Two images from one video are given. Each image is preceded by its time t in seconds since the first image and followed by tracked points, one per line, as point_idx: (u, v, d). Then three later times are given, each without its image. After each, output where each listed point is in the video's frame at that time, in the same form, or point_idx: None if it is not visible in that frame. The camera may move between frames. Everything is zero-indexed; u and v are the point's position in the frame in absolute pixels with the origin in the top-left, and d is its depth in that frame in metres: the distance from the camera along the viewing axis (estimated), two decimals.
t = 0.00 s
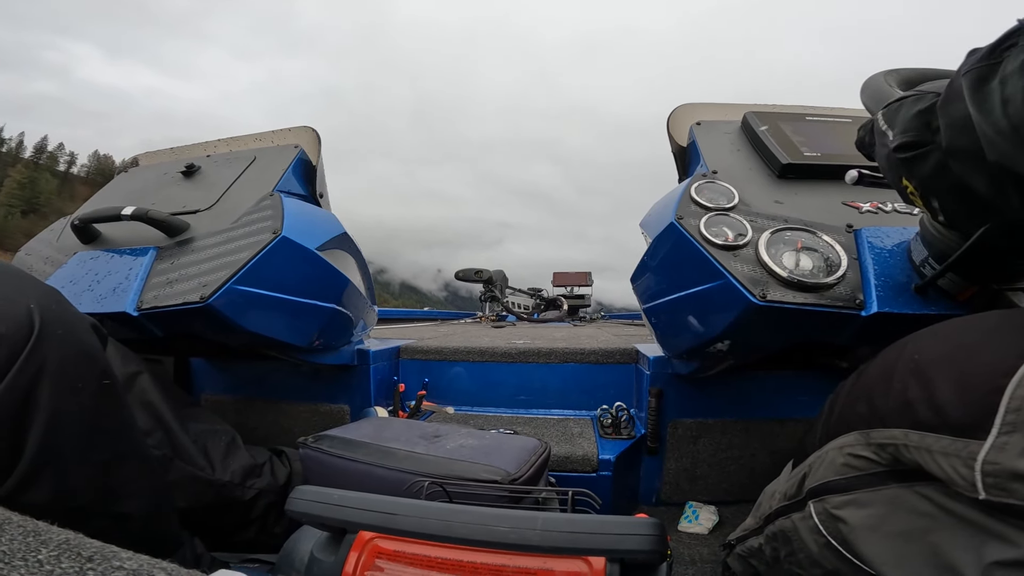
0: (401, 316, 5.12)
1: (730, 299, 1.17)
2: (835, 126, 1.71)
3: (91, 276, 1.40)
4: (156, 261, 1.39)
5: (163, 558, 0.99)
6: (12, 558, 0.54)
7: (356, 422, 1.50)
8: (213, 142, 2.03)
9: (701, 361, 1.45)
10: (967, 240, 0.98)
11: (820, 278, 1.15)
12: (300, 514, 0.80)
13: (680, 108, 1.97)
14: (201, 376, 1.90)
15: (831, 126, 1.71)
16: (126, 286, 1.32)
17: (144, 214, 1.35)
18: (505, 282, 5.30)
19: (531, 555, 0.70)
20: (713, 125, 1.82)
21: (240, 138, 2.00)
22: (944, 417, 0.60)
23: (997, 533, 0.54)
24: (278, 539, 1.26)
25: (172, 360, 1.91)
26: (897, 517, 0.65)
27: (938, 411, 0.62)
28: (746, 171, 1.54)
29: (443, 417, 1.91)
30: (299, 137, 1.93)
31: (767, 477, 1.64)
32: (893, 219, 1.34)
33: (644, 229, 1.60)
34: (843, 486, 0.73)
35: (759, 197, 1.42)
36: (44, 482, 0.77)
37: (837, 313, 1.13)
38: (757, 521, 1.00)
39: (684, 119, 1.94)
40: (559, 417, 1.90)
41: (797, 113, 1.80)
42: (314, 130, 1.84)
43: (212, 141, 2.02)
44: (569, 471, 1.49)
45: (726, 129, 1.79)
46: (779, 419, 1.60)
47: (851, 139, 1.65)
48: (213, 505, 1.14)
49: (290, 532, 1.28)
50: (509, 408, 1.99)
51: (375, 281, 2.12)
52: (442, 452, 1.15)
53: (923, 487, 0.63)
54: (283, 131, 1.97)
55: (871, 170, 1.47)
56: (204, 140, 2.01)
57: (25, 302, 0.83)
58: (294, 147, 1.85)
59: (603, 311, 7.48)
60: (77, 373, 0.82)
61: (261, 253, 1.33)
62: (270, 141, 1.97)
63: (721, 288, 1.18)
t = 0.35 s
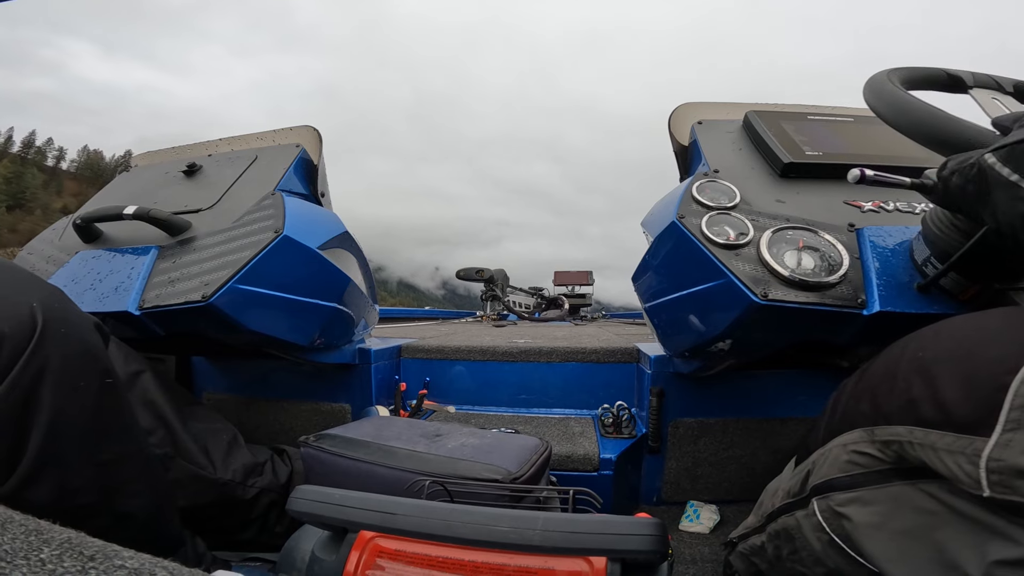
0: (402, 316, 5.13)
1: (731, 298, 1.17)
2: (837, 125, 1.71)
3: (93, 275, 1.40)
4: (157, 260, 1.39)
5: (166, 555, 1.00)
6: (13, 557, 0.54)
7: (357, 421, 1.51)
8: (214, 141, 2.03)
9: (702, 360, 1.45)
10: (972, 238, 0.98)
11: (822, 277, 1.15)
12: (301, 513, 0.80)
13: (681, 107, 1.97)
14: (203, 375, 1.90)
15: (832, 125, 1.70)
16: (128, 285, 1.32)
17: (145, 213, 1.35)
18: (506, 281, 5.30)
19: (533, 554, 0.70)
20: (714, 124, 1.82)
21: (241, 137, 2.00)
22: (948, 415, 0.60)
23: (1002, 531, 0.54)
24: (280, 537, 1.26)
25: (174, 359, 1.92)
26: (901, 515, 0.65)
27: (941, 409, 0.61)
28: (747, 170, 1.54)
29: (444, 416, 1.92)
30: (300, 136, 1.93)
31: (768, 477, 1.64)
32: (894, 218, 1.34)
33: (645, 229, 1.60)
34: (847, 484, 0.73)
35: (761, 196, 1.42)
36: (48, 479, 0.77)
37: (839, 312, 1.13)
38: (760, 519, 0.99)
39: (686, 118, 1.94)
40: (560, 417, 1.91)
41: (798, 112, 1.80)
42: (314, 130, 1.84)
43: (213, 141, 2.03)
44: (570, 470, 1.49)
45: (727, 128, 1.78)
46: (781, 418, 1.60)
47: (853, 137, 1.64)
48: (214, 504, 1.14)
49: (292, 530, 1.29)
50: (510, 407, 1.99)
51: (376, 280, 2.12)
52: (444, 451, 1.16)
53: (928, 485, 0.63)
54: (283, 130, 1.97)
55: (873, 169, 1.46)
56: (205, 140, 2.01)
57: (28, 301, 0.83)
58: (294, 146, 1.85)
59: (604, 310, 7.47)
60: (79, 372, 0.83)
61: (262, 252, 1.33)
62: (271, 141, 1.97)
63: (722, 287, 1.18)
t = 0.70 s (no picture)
0: (401, 317, 5.12)
1: (730, 296, 1.17)
2: (832, 122, 1.71)
3: (90, 279, 1.40)
4: (154, 263, 1.39)
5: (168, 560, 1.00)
6: (16, 562, 0.54)
7: (357, 423, 1.50)
8: (210, 144, 2.02)
9: (701, 358, 1.45)
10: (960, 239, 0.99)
11: (819, 274, 1.15)
12: (303, 516, 0.80)
13: (677, 106, 1.97)
14: (202, 378, 1.90)
15: (828, 122, 1.71)
16: (125, 289, 1.32)
17: (141, 217, 1.35)
18: (504, 281, 5.30)
19: (534, 554, 0.70)
20: (710, 122, 1.82)
21: (237, 140, 2.00)
22: (950, 410, 0.61)
23: (1004, 525, 0.55)
24: (282, 540, 1.26)
25: (173, 362, 1.91)
26: (904, 510, 0.65)
27: (943, 403, 0.62)
28: (744, 168, 1.54)
29: (444, 417, 1.92)
30: (296, 138, 1.93)
31: (769, 474, 1.65)
32: (890, 214, 1.34)
33: (643, 227, 1.60)
34: (850, 479, 0.73)
35: (757, 194, 1.43)
36: (48, 483, 0.77)
37: (837, 308, 1.13)
38: (762, 516, 1.00)
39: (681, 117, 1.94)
40: (560, 416, 1.91)
41: (794, 110, 1.80)
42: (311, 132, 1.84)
43: (209, 143, 2.02)
44: (571, 469, 1.49)
45: (723, 126, 1.79)
46: (781, 415, 1.60)
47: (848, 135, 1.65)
48: (215, 507, 1.14)
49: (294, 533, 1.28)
50: (510, 407, 1.99)
51: (374, 282, 2.11)
52: (444, 452, 1.16)
53: (930, 480, 0.63)
54: (279, 133, 1.96)
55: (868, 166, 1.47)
56: (201, 143, 2.01)
57: (26, 306, 0.83)
58: (291, 148, 1.85)
59: (603, 309, 7.48)
60: (79, 376, 0.82)
61: (260, 255, 1.33)
62: (268, 143, 1.97)
63: (720, 285, 1.19)
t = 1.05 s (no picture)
0: (399, 317, 5.11)
1: (728, 295, 1.17)
2: (828, 120, 1.72)
3: (87, 282, 1.39)
4: (152, 265, 1.39)
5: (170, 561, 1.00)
6: (16, 564, 0.54)
7: (357, 424, 1.50)
8: (206, 145, 2.02)
9: (700, 356, 1.45)
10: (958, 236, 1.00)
11: (817, 272, 1.16)
12: (303, 518, 0.80)
13: (674, 105, 1.98)
14: (201, 380, 1.89)
15: (824, 120, 1.72)
16: (122, 291, 1.32)
17: (138, 219, 1.34)
18: (502, 280, 5.30)
19: (535, 555, 0.70)
20: (707, 120, 1.83)
21: (233, 141, 2.00)
22: (949, 406, 0.61)
23: (1005, 522, 0.55)
24: (283, 541, 1.26)
25: (171, 364, 1.91)
26: (906, 506, 0.65)
27: (942, 399, 0.62)
28: (741, 167, 1.55)
29: (444, 417, 1.92)
30: (293, 139, 1.93)
31: (769, 472, 1.65)
32: (887, 212, 1.35)
33: (640, 226, 1.61)
34: (851, 477, 0.74)
35: (755, 192, 1.43)
36: (49, 485, 0.77)
37: (835, 306, 1.14)
38: (764, 514, 1.00)
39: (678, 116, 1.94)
40: (559, 415, 1.91)
41: (790, 108, 1.81)
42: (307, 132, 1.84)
43: (205, 144, 2.02)
44: (571, 469, 1.50)
45: (720, 125, 1.79)
46: (780, 413, 1.61)
47: (845, 132, 1.66)
48: (215, 509, 1.14)
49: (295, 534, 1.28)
50: (509, 406, 1.99)
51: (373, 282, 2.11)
52: (444, 452, 1.16)
53: (930, 476, 0.63)
54: (276, 133, 1.96)
55: (865, 164, 1.47)
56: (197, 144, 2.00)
57: (23, 308, 0.83)
58: (288, 148, 1.84)
59: (601, 308, 7.49)
60: (77, 379, 0.82)
61: (256, 256, 1.32)
62: (264, 144, 1.96)
63: (718, 283, 1.19)
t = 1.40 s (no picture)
0: (397, 315, 5.11)
1: (726, 294, 1.17)
2: (828, 120, 1.72)
3: (86, 280, 1.39)
4: (150, 263, 1.38)
5: (169, 560, 1.00)
6: (14, 563, 0.54)
7: (355, 422, 1.50)
8: (205, 143, 2.02)
9: (699, 355, 1.45)
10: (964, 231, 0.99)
11: (816, 271, 1.16)
12: (302, 517, 0.80)
13: (673, 104, 1.98)
14: (200, 379, 1.90)
15: (824, 120, 1.72)
16: (121, 289, 1.31)
17: (136, 217, 1.34)
18: (501, 279, 5.30)
19: (535, 555, 0.71)
20: (706, 119, 1.83)
21: (232, 139, 1.99)
22: (948, 408, 0.61)
23: (1003, 524, 0.55)
24: (282, 540, 1.26)
25: (170, 363, 1.91)
26: (904, 508, 0.66)
27: (942, 402, 0.62)
28: (741, 166, 1.54)
29: (442, 415, 1.92)
30: (292, 137, 1.93)
31: (767, 471, 1.65)
32: (886, 212, 1.35)
33: (640, 225, 1.60)
34: (850, 479, 0.74)
35: (754, 191, 1.43)
36: (48, 484, 0.77)
37: (834, 306, 1.14)
38: (762, 515, 1.01)
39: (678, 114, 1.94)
40: (558, 414, 1.91)
41: (790, 107, 1.81)
42: (307, 130, 1.84)
43: (204, 143, 2.01)
44: (569, 467, 1.50)
45: (720, 124, 1.79)
46: (778, 412, 1.61)
47: (845, 132, 1.66)
48: (214, 508, 1.14)
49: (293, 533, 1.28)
50: (508, 405, 1.99)
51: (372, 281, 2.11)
52: (443, 450, 1.16)
53: (929, 478, 0.64)
54: (275, 131, 1.96)
55: (864, 164, 1.47)
56: (196, 142, 2.00)
57: (22, 307, 0.83)
58: (287, 147, 1.84)
59: (600, 306, 7.49)
60: (76, 378, 0.82)
61: (255, 255, 1.32)
62: (263, 142, 1.96)
63: (717, 282, 1.19)
